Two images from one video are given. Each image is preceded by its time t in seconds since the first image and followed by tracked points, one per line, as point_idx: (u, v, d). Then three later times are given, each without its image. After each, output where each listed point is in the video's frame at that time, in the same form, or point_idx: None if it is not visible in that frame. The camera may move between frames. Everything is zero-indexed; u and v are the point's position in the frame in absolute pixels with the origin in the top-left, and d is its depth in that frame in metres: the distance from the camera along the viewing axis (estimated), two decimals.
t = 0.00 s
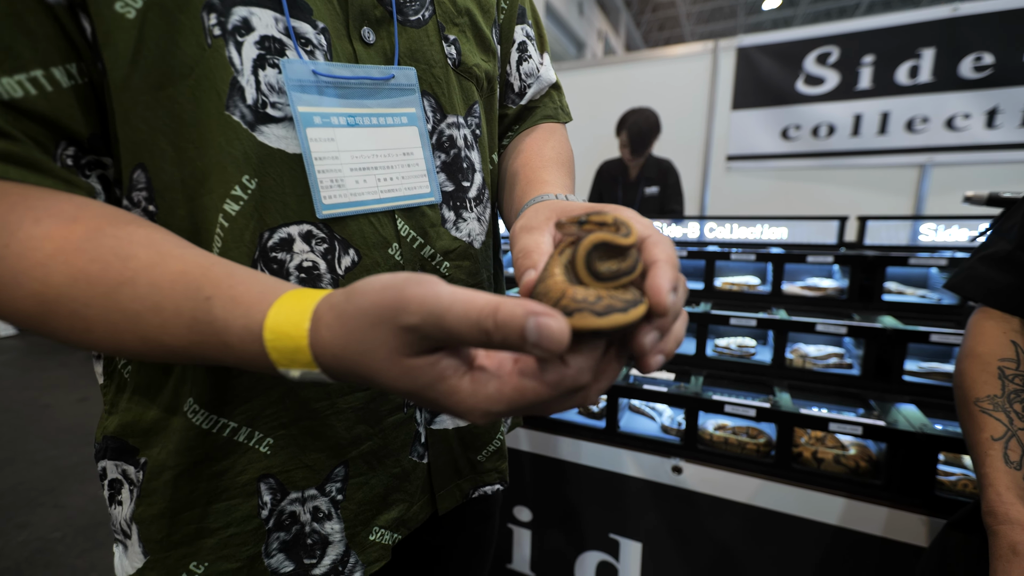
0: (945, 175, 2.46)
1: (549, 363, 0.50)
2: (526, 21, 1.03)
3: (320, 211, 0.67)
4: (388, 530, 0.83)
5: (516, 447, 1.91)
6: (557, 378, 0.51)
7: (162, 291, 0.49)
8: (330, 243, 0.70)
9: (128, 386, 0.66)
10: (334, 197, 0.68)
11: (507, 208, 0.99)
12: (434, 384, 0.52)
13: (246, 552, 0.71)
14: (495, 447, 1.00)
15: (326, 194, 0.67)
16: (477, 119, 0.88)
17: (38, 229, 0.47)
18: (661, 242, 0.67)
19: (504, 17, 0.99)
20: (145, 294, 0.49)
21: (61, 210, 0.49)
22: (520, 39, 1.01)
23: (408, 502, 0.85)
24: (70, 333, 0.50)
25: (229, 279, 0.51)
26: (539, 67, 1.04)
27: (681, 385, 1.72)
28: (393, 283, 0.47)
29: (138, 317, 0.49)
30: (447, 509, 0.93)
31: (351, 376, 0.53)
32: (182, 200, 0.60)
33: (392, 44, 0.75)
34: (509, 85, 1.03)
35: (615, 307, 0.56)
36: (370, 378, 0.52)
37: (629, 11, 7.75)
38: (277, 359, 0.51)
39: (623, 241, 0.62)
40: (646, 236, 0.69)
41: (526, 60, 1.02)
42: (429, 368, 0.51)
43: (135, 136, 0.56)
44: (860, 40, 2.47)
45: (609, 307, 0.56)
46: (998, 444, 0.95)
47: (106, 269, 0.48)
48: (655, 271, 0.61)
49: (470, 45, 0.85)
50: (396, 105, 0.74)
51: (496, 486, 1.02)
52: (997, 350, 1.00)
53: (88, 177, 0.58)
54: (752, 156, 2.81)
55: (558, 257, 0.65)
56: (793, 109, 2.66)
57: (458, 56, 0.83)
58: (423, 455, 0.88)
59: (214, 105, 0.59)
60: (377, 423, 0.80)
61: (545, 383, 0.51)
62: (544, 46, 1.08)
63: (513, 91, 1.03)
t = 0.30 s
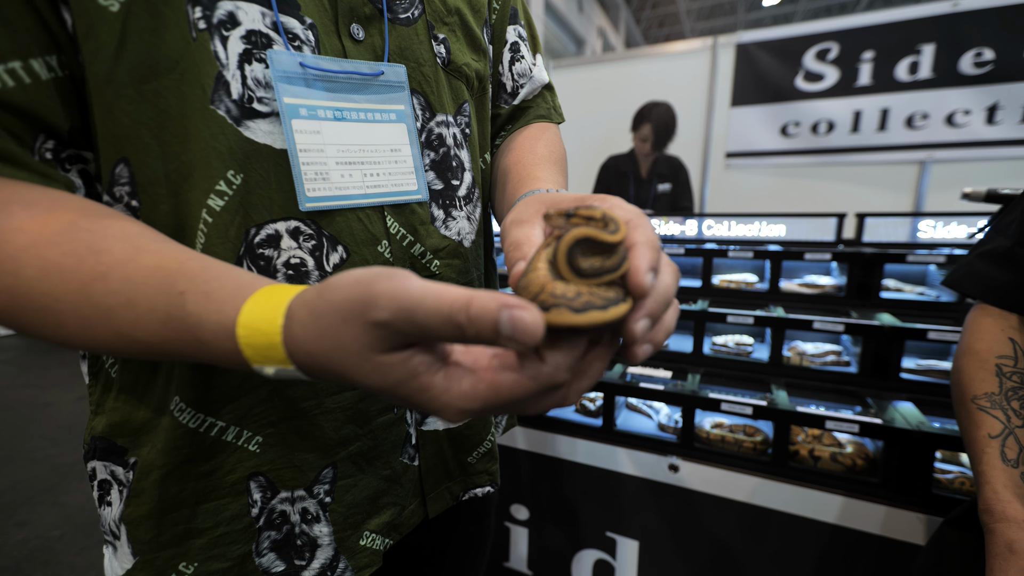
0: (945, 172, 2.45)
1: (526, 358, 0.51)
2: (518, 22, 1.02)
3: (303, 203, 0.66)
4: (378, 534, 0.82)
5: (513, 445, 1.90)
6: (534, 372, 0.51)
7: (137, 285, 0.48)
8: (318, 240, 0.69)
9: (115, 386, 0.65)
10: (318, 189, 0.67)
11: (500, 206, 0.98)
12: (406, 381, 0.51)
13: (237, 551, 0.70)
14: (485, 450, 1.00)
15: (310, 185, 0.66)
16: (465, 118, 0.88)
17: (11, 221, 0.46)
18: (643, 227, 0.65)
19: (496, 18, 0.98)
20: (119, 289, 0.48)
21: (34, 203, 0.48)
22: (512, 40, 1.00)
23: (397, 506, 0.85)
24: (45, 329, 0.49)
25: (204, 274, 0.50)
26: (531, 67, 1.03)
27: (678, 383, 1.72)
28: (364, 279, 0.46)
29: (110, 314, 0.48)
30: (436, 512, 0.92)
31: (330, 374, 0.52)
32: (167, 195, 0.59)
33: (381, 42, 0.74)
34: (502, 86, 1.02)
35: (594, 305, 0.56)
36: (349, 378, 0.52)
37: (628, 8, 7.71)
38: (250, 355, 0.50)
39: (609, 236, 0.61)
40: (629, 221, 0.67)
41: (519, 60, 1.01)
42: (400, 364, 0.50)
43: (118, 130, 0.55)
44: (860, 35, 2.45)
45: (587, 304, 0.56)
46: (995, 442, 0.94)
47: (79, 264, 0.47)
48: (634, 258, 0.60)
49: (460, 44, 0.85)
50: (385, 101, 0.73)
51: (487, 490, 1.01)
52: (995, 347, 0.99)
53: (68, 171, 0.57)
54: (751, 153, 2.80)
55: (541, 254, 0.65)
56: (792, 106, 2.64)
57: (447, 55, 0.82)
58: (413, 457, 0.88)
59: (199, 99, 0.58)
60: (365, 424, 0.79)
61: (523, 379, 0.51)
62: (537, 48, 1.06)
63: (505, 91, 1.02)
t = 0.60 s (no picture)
0: (945, 169, 2.45)
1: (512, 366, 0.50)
2: (518, 20, 1.02)
3: (286, 197, 0.65)
4: (371, 539, 0.82)
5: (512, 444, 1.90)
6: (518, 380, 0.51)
7: (125, 288, 0.48)
8: (311, 240, 0.69)
9: (107, 384, 0.65)
10: (302, 184, 0.66)
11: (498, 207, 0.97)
12: (392, 391, 0.51)
13: (232, 553, 0.70)
14: (482, 453, 1.00)
15: (294, 180, 0.66)
16: (460, 117, 0.87)
17: None
18: (632, 229, 0.64)
19: (494, 16, 0.97)
20: (107, 291, 0.48)
21: (20, 203, 0.48)
22: (511, 39, 1.00)
23: (391, 510, 0.85)
24: (34, 330, 0.49)
25: (193, 280, 0.50)
26: (530, 66, 1.02)
27: (676, 381, 1.72)
28: (349, 287, 0.46)
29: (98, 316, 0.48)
30: (430, 516, 0.92)
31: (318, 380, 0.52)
32: (157, 194, 0.59)
33: (375, 40, 0.73)
34: (501, 85, 1.02)
35: (578, 309, 0.56)
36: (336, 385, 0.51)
37: (629, 4, 7.68)
38: (239, 361, 0.50)
39: (592, 241, 0.61)
40: (619, 223, 0.66)
41: (517, 59, 1.01)
42: (384, 375, 0.50)
43: (107, 129, 0.55)
44: (860, 32, 2.44)
45: (571, 308, 0.56)
46: (995, 439, 0.94)
47: (67, 266, 0.47)
48: (620, 260, 0.59)
49: (455, 43, 0.85)
50: (377, 99, 0.73)
51: (483, 494, 1.01)
52: (995, 345, 0.99)
53: (58, 170, 0.57)
54: (751, 151, 2.81)
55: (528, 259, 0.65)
56: (792, 103, 2.63)
57: (442, 54, 0.82)
58: (407, 460, 0.88)
59: (188, 97, 0.58)
60: (357, 426, 0.79)
61: (507, 385, 0.51)
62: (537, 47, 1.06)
63: (504, 91, 1.02)
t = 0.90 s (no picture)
0: (949, 165, 2.43)
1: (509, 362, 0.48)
2: (522, 14, 1.00)
3: (282, 194, 0.64)
4: (373, 542, 0.81)
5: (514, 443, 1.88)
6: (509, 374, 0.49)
7: (113, 281, 0.47)
8: (309, 237, 0.67)
9: (107, 382, 0.63)
10: (300, 180, 0.65)
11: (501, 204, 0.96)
12: (384, 384, 0.50)
13: (232, 555, 0.69)
14: (486, 455, 0.99)
15: (292, 177, 0.64)
16: (464, 112, 0.86)
17: None
18: (638, 223, 0.61)
19: (498, 9, 0.97)
20: (99, 286, 0.47)
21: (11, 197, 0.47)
22: (516, 32, 0.98)
23: (391, 512, 0.83)
24: (25, 326, 0.48)
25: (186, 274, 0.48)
26: (535, 61, 1.01)
27: (679, 379, 1.70)
28: (345, 280, 0.45)
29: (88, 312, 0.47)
30: (433, 519, 0.91)
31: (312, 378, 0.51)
32: (153, 189, 0.57)
33: (375, 33, 0.72)
34: (504, 80, 1.00)
35: (577, 301, 0.54)
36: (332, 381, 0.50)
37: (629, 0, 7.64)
38: (231, 353, 0.49)
39: (593, 233, 0.60)
40: (627, 216, 0.63)
41: (522, 53, 0.99)
42: (375, 368, 0.49)
43: (101, 124, 0.54)
44: (865, 27, 2.42)
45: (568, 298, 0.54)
46: (1007, 437, 0.93)
47: (59, 261, 0.46)
48: (624, 255, 0.56)
49: (458, 36, 0.83)
50: (376, 94, 0.71)
51: (487, 496, 1.00)
52: (1006, 341, 0.98)
53: (51, 166, 0.56)
54: (754, 148, 2.79)
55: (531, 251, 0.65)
56: (795, 99, 2.61)
57: (445, 48, 0.81)
58: (409, 461, 0.87)
59: (182, 91, 0.57)
60: (357, 427, 0.77)
61: (500, 378, 0.49)
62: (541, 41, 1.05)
63: (508, 86, 1.01)
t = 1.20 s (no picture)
0: (954, 161, 2.42)
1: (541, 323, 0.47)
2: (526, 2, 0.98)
3: (287, 192, 0.61)
4: (378, 540, 0.79)
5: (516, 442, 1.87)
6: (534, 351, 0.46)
7: (128, 271, 0.45)
8: (313, 234, 0.66)
9: (105, 380, 0.61)
10: (304, 179, 0.62)
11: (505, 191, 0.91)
12: (406, 350, 0.48)
13: (232, 556, 0.67)
14: (491, 452, 0.98)
15: (295, 174, 0.62)
16: (469, 105, 0.84)
17: None
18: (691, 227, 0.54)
19: None
20: (110, 271, 0.45)
21: (11, 188, 0.46)
22: (520, 22, 0.96)
23: (398, 510, 0.82)
24: (39, 315, 0.47)
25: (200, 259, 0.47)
26: (540, 52, 0.99)
27: (683, 377, 1.68)
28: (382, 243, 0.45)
29: (96, 301, 0.45)
30: (439, 517, 0.90)
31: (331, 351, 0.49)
32: (154, 186, 0.55)
33: (377, 25, 0.70)
34: (508, 71, 0.98)
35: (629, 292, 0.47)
36: (351, 348, 0.48)
37: None
38: (248, 334, 0.47)
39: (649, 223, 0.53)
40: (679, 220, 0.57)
41: (526, 43, 0.97)
42: (399, 331, 0.47)
43: (101, 117, 0.52)
44: (869, 22, 2.40)
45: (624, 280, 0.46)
46: (1022, 438, 0.91)
47: (68, 251, 0.44)
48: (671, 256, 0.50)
49: (462, 27, 0.82)
50: (379, 88, 0.69)
51: (492, 492, 1.00)
52: (1018, 339, 0.95)
53: (51, 161, 0.55)
54: (757, 145, 2.76)
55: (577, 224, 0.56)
56: (799, 95, 2.59)
57: (448, 39, 0.79)
58: (415, 460, 0.85)
59: (182, 85, 0.55)
60: (362, 425, 0.76)
61: (520, 351, 0.46)
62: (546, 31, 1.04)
63: (511, 77, 0.99)
